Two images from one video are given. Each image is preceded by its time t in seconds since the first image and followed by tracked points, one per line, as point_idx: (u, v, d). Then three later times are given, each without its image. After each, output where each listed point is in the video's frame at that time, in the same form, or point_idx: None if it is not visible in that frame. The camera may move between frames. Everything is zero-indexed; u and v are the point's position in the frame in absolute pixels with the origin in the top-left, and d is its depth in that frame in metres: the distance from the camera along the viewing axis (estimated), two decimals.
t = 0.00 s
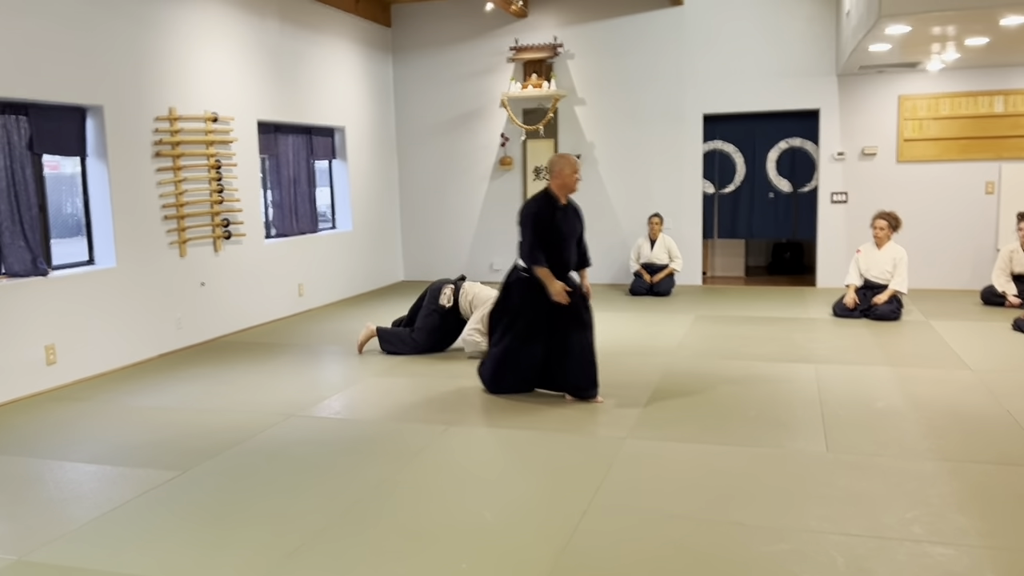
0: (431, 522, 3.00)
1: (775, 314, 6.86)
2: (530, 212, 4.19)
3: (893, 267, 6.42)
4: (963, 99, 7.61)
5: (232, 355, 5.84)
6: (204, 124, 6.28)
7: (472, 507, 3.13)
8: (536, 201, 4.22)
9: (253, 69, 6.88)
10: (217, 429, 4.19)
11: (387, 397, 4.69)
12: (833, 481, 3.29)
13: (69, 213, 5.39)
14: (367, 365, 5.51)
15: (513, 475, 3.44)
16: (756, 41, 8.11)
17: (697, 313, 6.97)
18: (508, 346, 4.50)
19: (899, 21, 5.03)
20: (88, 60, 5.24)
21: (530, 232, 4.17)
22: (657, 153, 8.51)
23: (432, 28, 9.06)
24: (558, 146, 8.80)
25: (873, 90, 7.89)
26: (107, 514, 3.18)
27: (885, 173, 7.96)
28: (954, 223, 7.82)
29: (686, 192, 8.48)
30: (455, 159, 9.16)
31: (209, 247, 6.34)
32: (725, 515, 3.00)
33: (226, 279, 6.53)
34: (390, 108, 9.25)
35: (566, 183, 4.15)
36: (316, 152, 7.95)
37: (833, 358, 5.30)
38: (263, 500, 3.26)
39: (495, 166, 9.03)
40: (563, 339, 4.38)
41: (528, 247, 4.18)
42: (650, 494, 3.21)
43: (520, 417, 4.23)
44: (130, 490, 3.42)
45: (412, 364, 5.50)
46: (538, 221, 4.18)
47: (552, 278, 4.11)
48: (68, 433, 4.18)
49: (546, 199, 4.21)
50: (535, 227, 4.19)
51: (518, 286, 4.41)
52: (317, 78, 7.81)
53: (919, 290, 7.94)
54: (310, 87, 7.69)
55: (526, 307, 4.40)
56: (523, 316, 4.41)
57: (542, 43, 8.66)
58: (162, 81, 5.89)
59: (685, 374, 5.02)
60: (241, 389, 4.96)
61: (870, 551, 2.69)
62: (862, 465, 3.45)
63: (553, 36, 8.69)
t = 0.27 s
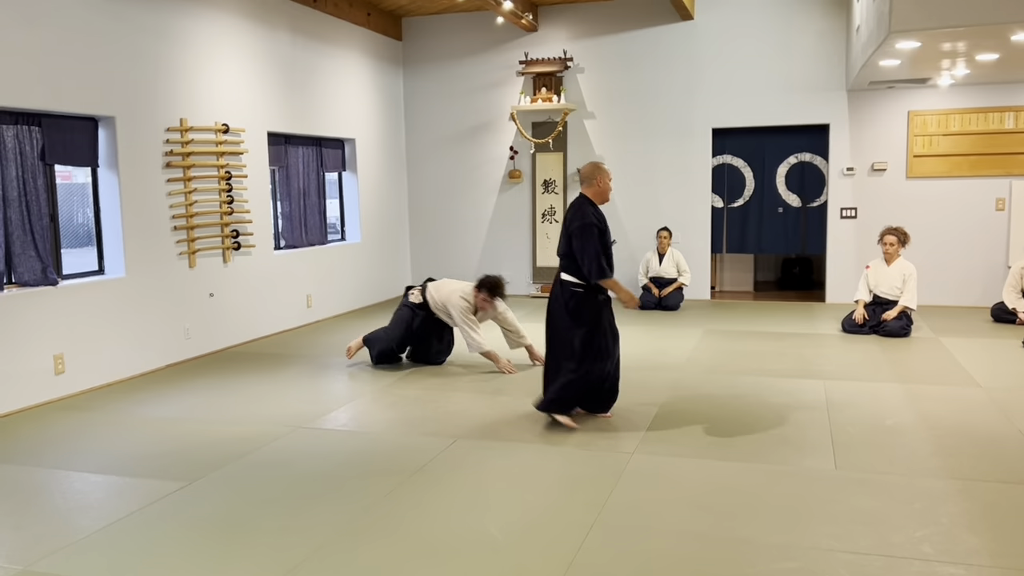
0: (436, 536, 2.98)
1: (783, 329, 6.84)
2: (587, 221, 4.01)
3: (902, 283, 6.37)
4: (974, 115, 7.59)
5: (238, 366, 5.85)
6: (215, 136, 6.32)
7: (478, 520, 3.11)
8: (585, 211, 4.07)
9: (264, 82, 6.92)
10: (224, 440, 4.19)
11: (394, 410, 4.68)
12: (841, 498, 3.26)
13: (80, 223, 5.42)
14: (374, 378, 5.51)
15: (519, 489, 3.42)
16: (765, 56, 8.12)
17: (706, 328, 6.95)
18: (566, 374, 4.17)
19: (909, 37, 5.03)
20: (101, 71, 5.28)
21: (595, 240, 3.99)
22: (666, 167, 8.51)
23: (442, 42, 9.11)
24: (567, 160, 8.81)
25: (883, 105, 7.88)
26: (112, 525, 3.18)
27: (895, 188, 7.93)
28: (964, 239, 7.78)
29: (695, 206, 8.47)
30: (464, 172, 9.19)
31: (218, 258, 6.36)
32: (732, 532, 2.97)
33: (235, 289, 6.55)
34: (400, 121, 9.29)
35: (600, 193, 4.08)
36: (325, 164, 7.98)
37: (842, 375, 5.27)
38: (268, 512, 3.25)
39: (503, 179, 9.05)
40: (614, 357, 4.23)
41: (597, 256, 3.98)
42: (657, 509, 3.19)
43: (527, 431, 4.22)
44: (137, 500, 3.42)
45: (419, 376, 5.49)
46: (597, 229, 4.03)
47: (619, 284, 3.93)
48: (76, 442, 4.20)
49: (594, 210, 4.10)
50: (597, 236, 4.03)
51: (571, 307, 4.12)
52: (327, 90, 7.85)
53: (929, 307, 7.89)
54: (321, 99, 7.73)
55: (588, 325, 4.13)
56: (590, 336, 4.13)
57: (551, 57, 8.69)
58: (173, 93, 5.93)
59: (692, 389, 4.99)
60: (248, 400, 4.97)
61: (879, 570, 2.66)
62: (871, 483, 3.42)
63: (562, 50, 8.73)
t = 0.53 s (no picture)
0: (431, 544, 2.97)
1: (780, 338, 6.83)
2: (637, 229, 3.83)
3: (898, 292, 6.38)
4: (970, 125, 7.62)
5: (234, 372, 5.84)
6: (213, 141, 6.32)
7: (473, 528, 3.10)
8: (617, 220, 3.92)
9: (262, 88, 6.93)
10: (218, 446, 4.18)
11: (390, 417, 4.67)
12: (836, 507, 3.26)
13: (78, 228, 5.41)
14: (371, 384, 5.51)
15: (514, 497, 3.41)
16: (763, 66, 8.15)
17: (702, 336, 6.95)
18: (641, 392, 3.83)
19: (906, 48, 5.05)
20: (100, 77, 5.29)
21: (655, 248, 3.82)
22: (663, 176, 8.53)
23: (441, 50, 9.13)
24: (565, 168, 8.83)
25: (880, 115, 7.91)
26: (106, 530, 3.17)
27: (892, 198, 7.96)
28: (960, 249, 7.80)
29: (692, 215, 8.48)
30: (462, 179, 9.20)
31: (215, 264, 6.36)
32: (727, 541, 2.97)
33: (232, 295, 6.54)
34: (398, 128, 9.31)
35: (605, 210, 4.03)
36: (324, 170, 7.99)
37: (838, 384, 5.27)
38: (262, 519, 3.24)
39: (501, 187, 9.07)
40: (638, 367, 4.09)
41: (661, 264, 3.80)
42: (652, 517, 3.19)
43: (523, 439, 4.21)
44: (131, 506, 3.41)
45: (415, 383, 5.49)
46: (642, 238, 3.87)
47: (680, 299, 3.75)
48: (71, 448, 4.18)
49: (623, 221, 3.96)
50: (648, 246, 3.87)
51: (627, 318, 3.83)
52: (326, 97, 7.86)
53: (925, 317, 7.90)
54: (319, 106, 7.74)
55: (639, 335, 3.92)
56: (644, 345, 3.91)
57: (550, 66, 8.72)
58: (172, 99, 5.94)
59: (689, 397, 4.99)
60: (244, 406, 4.96)
61: None
62: (866, 492, 3.41)
63: (561, 58, 8.76)
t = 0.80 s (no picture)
0: (423, 549, 2.96)
1: (775, 343, 6.84)
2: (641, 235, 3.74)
3: (892, 297, 6.39)
4: (964, 131, 7.64)
5: (228, 377, 5.82)
6: (208, 146, 6.31)
7: (466, 533, 3.09)
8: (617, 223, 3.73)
9: (257, 92, 6.93)
10: (211, 451, 4.17)
11: (384, 421, 4.67)
12: (830, 512, 3.26)
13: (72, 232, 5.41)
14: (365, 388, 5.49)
15: (508, 502, 3.41)
16: (757, 72, 8.18)
17: (698, 341, 6.95)
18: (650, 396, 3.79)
19: (900, 53, 5.06)
20: (94, 81, 5.29)
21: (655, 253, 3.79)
22: (658, 181, 8.55)
23: (437, 55, 9.15)
24: (560, 173, 8.84)
25: (874, 121, 7.93)
26: (97, 535, 3.15)
27: (886, 203, 7.97)
28: (955, 254, 7.82)
29: (688, 220, 8.50)
30: (457, 184, 9.21)
31: (209, 268, 6.35)
32: (720, 545, 2.97)
33: (226, 300, 6.53)
34: (394, 133, 9.31)
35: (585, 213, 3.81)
36: (319, 175, 7.99)
37: (833, 388, 5.27)
38: (255, 524, 3.23)
39: (497, 191, 9.07)
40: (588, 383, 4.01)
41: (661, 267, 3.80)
42: (645, 522, 3.18)
43: (517, 444, 4.20)
44: (124, 510, 3.40)
45: (409, 388, 5.47)
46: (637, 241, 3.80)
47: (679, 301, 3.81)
48: (63, 452, 4.17)
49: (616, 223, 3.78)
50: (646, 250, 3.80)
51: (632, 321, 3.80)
52: (321, 101, 7.86)
53: (920, 322, 7.92)
54: (314, 110, 7.74)
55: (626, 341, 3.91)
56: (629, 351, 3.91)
57: (545, 71, 8.74)
58: (167, 103, 5.94)
59: (683, 401, 4.99)
60: (237, 410, 4.95)
61: None
62: (860, 497, 3.41)
63: (556, 63, 8.77)
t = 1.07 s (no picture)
0: (423, 553, 2.96)
1: (775, 345, 6.83)
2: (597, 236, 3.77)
3: (892, 298, 6.39)
4: (963, 133, 7.65)
5: (228, 381, 5.83)
6: (207, 151, 6.33)
7: (465, 537, 3.09)
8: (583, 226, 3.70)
9: (256, 97, 6.94)
10: (211, 456, 4.17)
11: (383, 426, 4.66)
12: (830, 514, 3.26)
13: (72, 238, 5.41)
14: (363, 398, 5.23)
15: (507, 506, 3.40)
16: (755, 74, 8.19)
17: (697, 343, 6.94)
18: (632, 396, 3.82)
19: (898, 55, 5.06)
20: (94, 87, 5.30)
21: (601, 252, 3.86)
22: (658, 184, 8.55)
23: (436, 59, 9.16)
24: (560, 176, 8.85)
25: (873, 123, 7.93)
26: (97, 540, 3.15)
27: (886, 205, 7.98)
28: (955, 256, 7.82)
29: (688, 223, 8.50)
30: (457, 187, 9.22)
31: (209, 273, 6.35)
32: (719, 548, 2.96)
33: (227, 304, 6.54)
34: (393, 137, 9.32)
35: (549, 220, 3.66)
36: (319, 179, 8.00)
37: (832, 391, 5.27)
38: (255, 529, 3.22)
39: (497, 195, 9.08)
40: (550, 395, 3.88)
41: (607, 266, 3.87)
42: (644, 525, 3.18)
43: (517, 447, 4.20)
44: (123, 516, 3.40)
45: (409, 392, 5.47)
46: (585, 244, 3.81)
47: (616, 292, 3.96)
48: (63, 458, 4.17)
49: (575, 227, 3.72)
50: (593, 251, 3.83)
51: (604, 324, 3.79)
52: (320, 106, 7.87)
53: (920, 323, 7.91)
54: (314, 115, 7.76)
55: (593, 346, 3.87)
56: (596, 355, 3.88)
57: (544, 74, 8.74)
58: (167, 108, 5.95)
59: (682, 404, 4.99)
60: (237, 415, 4.95)
61: None
62: (859, 499, 3.41)
63: (555, 67, 8.78)
